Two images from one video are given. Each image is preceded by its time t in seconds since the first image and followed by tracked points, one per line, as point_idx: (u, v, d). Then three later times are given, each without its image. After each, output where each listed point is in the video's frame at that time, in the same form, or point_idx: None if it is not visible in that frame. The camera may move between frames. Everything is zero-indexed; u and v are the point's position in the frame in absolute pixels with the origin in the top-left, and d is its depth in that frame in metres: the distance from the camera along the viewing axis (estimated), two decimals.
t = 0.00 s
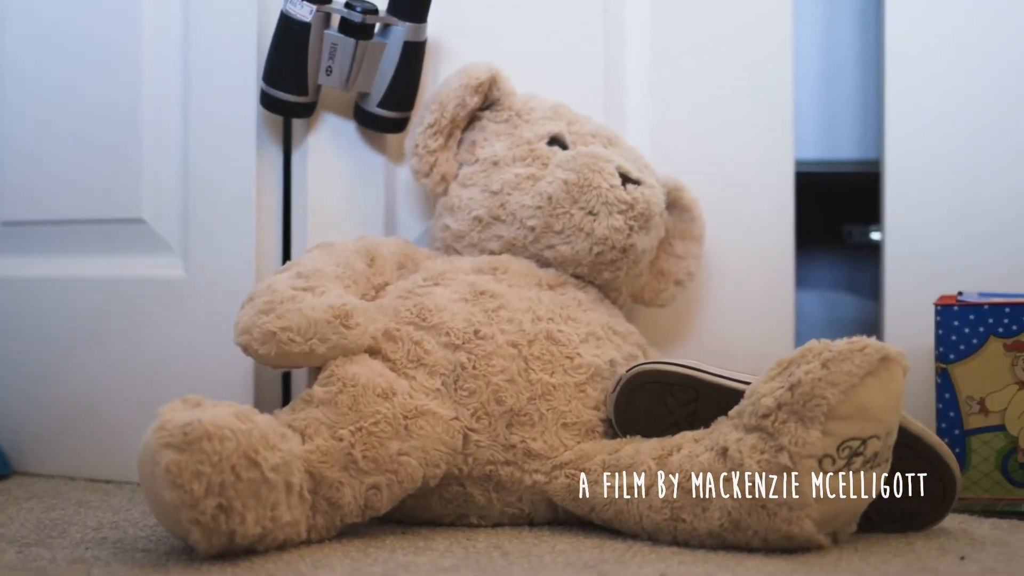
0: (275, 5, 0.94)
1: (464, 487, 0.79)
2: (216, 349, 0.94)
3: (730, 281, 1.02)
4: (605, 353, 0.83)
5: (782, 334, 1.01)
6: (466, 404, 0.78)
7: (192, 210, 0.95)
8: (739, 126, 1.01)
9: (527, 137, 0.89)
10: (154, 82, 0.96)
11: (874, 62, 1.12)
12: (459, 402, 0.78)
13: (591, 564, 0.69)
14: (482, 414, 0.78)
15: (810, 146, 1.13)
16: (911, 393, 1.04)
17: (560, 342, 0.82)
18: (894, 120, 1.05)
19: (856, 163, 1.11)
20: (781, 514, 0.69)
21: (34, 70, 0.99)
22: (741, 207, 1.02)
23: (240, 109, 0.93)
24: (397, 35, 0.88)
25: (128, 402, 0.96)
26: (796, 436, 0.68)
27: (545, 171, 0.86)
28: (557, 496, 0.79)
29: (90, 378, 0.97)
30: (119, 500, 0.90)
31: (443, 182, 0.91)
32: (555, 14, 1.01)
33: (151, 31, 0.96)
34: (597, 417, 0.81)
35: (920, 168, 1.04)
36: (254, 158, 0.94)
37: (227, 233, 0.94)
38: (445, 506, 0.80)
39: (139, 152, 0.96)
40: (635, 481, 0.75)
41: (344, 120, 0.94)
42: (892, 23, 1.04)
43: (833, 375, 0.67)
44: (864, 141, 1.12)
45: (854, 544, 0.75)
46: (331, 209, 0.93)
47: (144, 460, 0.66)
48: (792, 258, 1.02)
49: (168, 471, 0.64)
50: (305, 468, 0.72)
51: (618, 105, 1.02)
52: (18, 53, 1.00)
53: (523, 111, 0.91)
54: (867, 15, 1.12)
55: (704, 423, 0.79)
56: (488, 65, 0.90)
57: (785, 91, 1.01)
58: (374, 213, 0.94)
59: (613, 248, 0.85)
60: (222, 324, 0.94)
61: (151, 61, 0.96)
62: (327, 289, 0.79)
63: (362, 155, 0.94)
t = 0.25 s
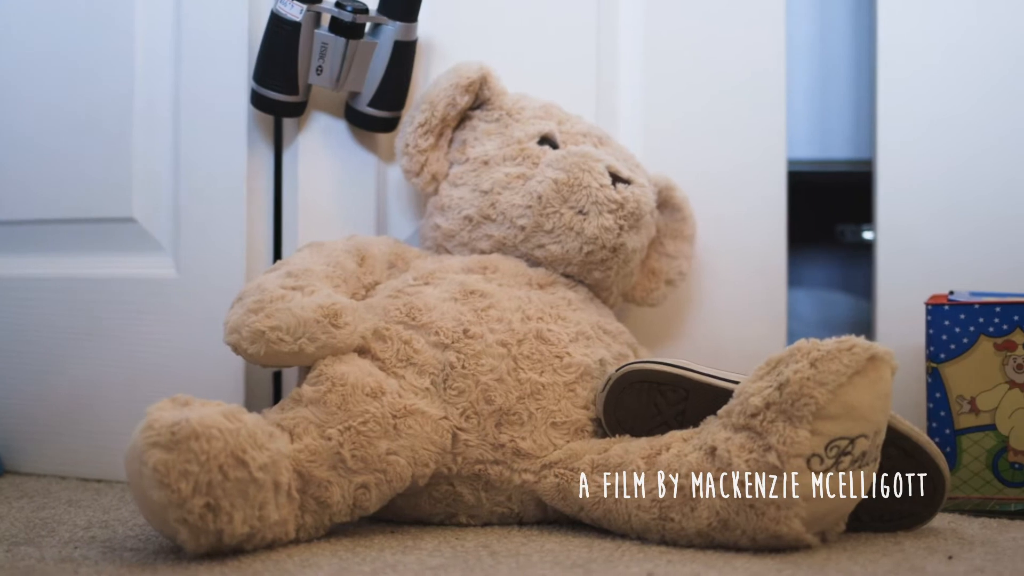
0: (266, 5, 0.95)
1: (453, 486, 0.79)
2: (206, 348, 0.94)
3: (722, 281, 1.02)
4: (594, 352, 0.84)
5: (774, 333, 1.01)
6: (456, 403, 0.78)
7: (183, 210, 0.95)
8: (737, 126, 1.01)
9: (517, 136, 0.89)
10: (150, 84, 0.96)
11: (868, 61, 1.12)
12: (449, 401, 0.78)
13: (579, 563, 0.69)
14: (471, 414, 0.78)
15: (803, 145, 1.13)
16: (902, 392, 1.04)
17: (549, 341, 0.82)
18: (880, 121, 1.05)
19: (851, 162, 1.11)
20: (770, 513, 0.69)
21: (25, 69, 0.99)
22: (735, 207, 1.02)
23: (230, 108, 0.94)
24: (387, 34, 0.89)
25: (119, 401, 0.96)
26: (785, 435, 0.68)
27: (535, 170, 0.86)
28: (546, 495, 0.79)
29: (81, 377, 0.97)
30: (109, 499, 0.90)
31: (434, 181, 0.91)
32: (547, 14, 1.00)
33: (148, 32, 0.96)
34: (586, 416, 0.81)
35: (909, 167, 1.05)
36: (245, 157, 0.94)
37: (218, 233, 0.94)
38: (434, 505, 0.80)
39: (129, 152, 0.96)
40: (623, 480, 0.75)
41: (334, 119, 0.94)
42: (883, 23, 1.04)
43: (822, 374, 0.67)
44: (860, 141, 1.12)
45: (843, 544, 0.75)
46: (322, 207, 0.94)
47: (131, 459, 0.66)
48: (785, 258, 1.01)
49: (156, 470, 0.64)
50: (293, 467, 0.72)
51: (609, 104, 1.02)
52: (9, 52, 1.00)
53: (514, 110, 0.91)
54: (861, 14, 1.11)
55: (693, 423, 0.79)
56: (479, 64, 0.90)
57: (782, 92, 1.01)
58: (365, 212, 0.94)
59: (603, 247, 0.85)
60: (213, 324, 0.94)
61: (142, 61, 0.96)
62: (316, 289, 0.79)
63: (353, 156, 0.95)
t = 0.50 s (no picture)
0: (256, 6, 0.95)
1: (443, 485, 0.79)
2: (198, 348, 0.94)
3: (714, 280, 1.02)
4: (584, 352, 0.84)
5: (767, 333, 1.01)
6: (445, 402, 0.78)
7: (175, 210, 0.95)
8: (735, 126, 1.01)
9: (508, 136, 0.89)
10: (145, 83, 0.96)
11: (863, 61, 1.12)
12: (438, 400, 0.78)
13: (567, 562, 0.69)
14: (460, 413, 0.78)
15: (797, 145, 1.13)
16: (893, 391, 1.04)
17: (539, 340, 0.82)
18: (876, 120, 1.05)
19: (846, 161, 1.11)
20: (758, 512, 0.69)
21: (17, 69, 0.99)
22: (731, 206, 1.02)
23: (222, 109, 0.94)
24: (378, 34, 0.89)
25: (111, 400, 0.96)
26: (773, 434, 0.68)
27: (526, 170, 0.86)
28: (535, 494, 0.79)
29: (73, 376, 0.97)
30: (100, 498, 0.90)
31: (425, 180, 0.91)
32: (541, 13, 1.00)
33: (142, 30, 0.96)
34: (576, 415, 0.81)
35: (904, 166, 1.04)
36: (236, 157, 0.94)
37: (210, 232, 0.94)
38: (423, 504, 0.80)
39: (121, 151, 0.96)
40: (612, 480, 0.75)
41: (324, 118, 0.95)
42: (878, 22, 1.04)
43: (810, 373, 0.67)
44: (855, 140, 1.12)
45: (831, 543, 0.75)
46: (313, 206, 0.94)
47: (119, 458, 0.66)
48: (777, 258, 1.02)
49: (143, 470, 0.64)
50: (282, 466, 0.72)
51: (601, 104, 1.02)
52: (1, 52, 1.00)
53: (505, 109, 0.91)
54: (855, 13, 1.11)
55: (681, 422, 0.79)
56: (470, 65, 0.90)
57: (778, 91, 1.01)
58: (355, 212, 0.95)
59: (594, 247, 0.85)
60: (204, 323, 0.94)
61: (133, 61, 0.96)
62: (307, 288, 0.78)
63: (343, 155, 0.95)
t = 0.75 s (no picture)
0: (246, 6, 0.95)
1: (432, 484, 0.79)
2: (189, 347, 0.94)
3: (706, 279, 1.02)
4: (574, 351, 0.84)
5: (758, 332, 1.01)
6: (434, 401, 0.78)
7: (166, 209, 0.95)
8: (734, 125, 1.01)
9: (499, 135, 0.89)
10: (139, 83, 0.96)
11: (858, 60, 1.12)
12: (427, 399, 0.78)
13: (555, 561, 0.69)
14: (450, 412, 0.78)
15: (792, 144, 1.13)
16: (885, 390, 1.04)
17: (528, 339, 0.82)
18: (874, 120, 1.04)
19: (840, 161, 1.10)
20: (746, 511, 0.69)
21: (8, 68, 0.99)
22: (727, 206, 1.02)
23: (212, 108, 0.94)
24: (369, 33, 0.89)
25: (103, 399, 0.96)
26: (761, 433, 0.68)
27: (516, 169, 0.86)
28: (525, 493, 0.79)
29: (65, 376, 0.97)
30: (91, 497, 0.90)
31: (416, 179, 0.91)
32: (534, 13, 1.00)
33: (136, 30, 0.96)
34: (565, 414, 0.81)
35: (900, 166, 1.04)
36: (226, 157, 0.94)
37: (201, 232, 0.94)
38: (413, 503, 0.80)
39: (112, 151, 0.96)
40: (601, 479, 0.75)
41: (315, 117, 0.95)
42: (873, 21, 1.04)
43: (798, 372, 0.67)
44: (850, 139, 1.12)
45: (820, 542, 0.75)
46: (305, 205, 0.94)
47: (106, 457, 0.66)
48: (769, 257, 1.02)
49: (131, 469, 0.64)
50: (270, 465, 0.72)
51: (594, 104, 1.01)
52: None
53: (495, 109, 0.91)
54: (850, 12, 1.11)
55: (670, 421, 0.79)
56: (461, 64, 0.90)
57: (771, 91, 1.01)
58: (346, 211, 0.95)
59: (584, 246, 0.85)
60: (195, 322, 0.94)
61: (124, 61, 0.96)
62: (296, 287, 0.78)
63: (334, 155, 0.95)
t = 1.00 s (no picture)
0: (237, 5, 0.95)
1: (422, 483, 0.79)
2: (181, 346, 0.94)
3: (699, 278, 1.02)
4: (564, 350, 0.84)
5: (750, 331, 1.01)
6: (424, 400, 0.78)
7: (157, 207, 0.95)
8: (731, 124, 1.01)
9: (490, 134, 0.89)
10: (133, 82, 0.96)
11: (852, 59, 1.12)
12: (417, 398, 0.78)
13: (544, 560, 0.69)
14: (440, 411, 0.78)
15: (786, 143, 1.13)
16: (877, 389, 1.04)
17: (518, 338, 0.82)
18: (872, 120, 1.04)
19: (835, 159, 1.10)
20: (734, 511, 0.69)
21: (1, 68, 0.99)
22: (721, 205, 1.02)
23: (204, 107, 0.94)
24: (360, 32, 0.89)
25: (95, 398, 0.96)
26: (750, 433, 0.68)
27: (507, 168, 0.86)
28: (515, 493, 0.79)
29: (57, 375, 0.97)
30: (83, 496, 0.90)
31: (407, 178, 0.91)
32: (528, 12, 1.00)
33: (130, 29, 0.96)
34: (555, 414, 0.81)
35: (896, 166, 1.04)
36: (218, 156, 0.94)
37: (193, 230, 0.94)
38: (403, 502, 0.80)
39: (104, 150, 0.96)
40: (590, 478, 0.75)
41: (307, 116, 0.95)
42: (869, 21, 1.04)
43: (787, 371, 0.67)
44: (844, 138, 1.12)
45: (809, 541, 0.75)
46: (296, 204, 0.94)
47: (95, 455, 0.66)
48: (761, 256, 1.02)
49: (119, 467, 0.64)
50: (259, 464, 0.71)
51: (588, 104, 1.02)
52: None
53: (487, 107, 0.91)
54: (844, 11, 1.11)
55: (659, 420, 0.79)
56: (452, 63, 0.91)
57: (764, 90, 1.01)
58: (337, 211, 0.96)
59: (574, 245, 0.85)
60: (187, 321, 0.94)
61: (116, 60, 0.96)
62: (287, 285, 0.78)
63: (324, 154, 0.95)
